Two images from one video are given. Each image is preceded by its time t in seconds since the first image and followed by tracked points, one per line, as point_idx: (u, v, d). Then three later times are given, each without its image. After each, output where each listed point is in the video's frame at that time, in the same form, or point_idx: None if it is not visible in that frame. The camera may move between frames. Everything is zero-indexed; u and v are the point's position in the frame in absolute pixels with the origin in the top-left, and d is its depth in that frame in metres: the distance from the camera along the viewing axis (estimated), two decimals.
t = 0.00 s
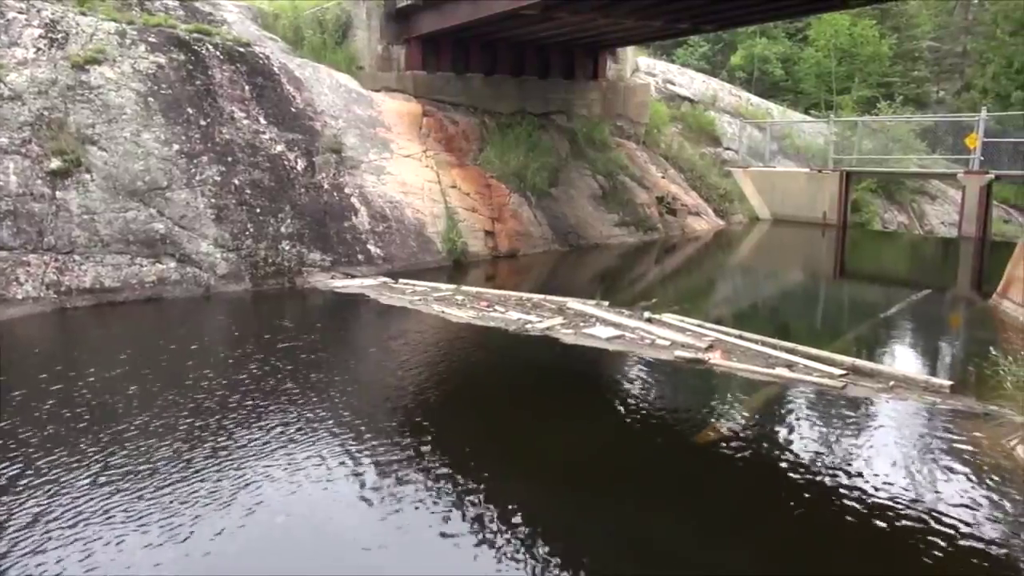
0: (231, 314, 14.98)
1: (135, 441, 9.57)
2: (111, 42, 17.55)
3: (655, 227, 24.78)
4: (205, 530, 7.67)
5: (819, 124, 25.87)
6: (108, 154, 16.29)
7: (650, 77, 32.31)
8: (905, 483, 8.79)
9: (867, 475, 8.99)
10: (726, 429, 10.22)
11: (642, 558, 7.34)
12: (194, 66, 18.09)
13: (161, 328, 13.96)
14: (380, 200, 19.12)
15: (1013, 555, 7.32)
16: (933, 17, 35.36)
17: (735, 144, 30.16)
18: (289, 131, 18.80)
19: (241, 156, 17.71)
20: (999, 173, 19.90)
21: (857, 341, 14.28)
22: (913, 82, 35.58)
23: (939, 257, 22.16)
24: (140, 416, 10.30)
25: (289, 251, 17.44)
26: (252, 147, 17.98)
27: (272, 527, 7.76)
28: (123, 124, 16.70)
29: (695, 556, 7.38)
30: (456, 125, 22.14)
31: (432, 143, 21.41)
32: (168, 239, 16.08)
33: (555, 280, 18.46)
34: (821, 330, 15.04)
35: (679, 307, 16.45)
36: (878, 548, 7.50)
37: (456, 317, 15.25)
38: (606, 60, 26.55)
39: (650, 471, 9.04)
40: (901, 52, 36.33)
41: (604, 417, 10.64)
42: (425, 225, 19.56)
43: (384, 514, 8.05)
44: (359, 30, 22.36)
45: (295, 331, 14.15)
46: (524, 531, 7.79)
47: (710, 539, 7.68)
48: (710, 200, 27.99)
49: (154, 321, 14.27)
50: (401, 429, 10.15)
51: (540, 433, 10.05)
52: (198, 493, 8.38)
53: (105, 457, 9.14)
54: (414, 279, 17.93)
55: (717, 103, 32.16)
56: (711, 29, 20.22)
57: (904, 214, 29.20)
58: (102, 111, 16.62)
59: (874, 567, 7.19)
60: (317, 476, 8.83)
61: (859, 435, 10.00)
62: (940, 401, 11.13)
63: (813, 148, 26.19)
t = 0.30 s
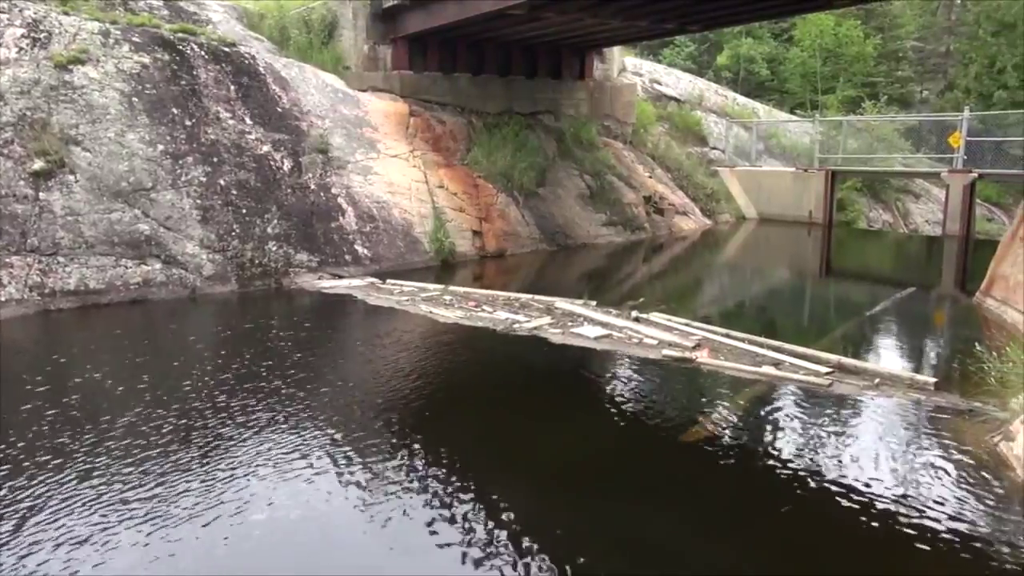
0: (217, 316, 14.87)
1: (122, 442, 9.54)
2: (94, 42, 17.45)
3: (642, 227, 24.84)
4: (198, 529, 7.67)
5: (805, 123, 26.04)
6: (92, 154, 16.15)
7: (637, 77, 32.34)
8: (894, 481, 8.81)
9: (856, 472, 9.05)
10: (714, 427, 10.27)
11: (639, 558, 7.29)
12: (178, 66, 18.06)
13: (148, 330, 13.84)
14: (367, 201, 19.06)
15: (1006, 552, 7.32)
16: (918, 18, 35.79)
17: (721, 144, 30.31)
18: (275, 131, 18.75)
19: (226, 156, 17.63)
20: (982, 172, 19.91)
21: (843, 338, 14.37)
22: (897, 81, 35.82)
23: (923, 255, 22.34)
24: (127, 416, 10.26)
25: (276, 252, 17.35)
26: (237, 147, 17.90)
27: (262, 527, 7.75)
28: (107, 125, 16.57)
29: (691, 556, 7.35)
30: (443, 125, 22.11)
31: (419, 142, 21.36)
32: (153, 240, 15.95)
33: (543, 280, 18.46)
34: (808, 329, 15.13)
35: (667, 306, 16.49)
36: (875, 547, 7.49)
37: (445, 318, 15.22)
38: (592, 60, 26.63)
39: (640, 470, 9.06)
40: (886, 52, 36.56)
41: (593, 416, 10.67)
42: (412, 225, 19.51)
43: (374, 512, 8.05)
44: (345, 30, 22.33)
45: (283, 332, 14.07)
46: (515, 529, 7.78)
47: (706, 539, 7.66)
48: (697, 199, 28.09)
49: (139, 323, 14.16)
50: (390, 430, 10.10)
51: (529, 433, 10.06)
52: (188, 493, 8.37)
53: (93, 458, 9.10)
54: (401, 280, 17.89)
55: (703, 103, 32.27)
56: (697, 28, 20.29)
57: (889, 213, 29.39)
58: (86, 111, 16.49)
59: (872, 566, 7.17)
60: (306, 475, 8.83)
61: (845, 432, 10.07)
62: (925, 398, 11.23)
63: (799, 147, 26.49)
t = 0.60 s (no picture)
0: (203, 318, 14.76)
1: (110, 443, 9.50)
2: (78, 42, 17.32)
3: (629, 226, 24.89)
4: (186, 529, 7.65)
5: (790, 123, 26.17)
6: (76, 155, 16.02)
7: (624, 77, 32.40)
8: (884, 479, 8.83)
9: (844, 469, 9.09)
10: (703, 425, 10.31)
11: (639, 561, 7.24)
12: (163, 66, 17.96)
13: (134, 332, 13.74)
14: (354, 201, 19.00)
15: (1004, 550, 7.33)
16: (900, 17, 35.93)
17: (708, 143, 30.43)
18: (261, 132, 18.67)
19: (212, 157, 17.53)
20: (965, 170, 19.94)
21: (829, 336, 14.45)
22: (881, 81, 36.05)
23: (907, 253, 22.50)
24: (114, 417, 10.24)
25: (263, 253, 17.26)
26: (223, 148, 17.81)
27: (250, 527, 7.73)
28: (90, 126, 16.43)
29: (685, 556, 7.35)
30: (430, 125, 22.06)
31: (406, 143, 21.31)
32: (138, 241, 15.83)
33: (532, 280, 18.46)
34: (795, 327, 15.21)
35: (655, 305, 16.53)
36: (874, 546, 7.49)
37: (433, 318, 15.19)
38: (578, 60, 26.68)
39: (630, 469, 9.07)
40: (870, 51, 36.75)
41: (583, 415, 10.68)
42: (400, 225, 19.47)
43: (363, 513, 8.04)
44: (331, 30, 22.28)
45: (271, 333, 14.01)
46: (506, 529, 7.76)
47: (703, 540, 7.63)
48: (683, 198, 28.19)
49: (125, 325, 14.06)
50: (381, 431, 10.06)
51: (520, 433, 10.04)
52: (176, 493, 8.35)
53: (79, 459, 9.06)
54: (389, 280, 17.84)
55: (689, 102, 32.39)
56: (683, 28, 20.33)
57: (874, 211, 29.58)
58: (69, 112, 16.35)
59: (867, 565, 7.17)
60: (295, 476, 8.81)
61: (833, 429, 10.13)
62: (910, 395, 11.31)
63: (784, 147, 26.73)
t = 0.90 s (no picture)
0: (191, 320, 14.67)
1: (98, 444, 9.46)
2: (63, 43, 17.22)
3: (619, 225, 24.93)
4: (173, 530, 7.63)
5: (777, 122, 26.30)
6: (62, 157, 15.90)
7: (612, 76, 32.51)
8: (875, 476, 8.84)
9: (832, 466, 9.12)
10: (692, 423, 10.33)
11: (637, 564, 7.17)
12: (149, 67, 17.87)
13: (121, 334, 13.65)
14: (343, 201, 18.95)
15: (997, 546, 7.34)
16: (886, 16, 36.15)
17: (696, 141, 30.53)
18: (248, 132, 18.60)
19: (199, 158, 17.45)
20: (951, 168, 20.08)
21: (817, 334, 14.51)
22: (868, 79, 36.27)
23: (894, 250, 22.64)
24: (102, 419, 10.20)
25: (251, 254, 17.18)
26: (210, 148, 17.73)
27: (238, 528, 7.71)
28: (76, 127, 16.32)
29: (677, 554, 7.34)
30: (419, 125, 22.00)
31: (395, 143, 21.26)
32: (125, 243, 15.72)
33: (521, 279, 18.44)
34: (783, 324, 15.26)
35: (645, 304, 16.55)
36: (868, 544, 7.47)
37: (422, 318, 15.16)
38: (566, 59, 26.72)
39: (621, 468, 9.07)
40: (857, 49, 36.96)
41: (574, 415, 10.67)
42: (389, 225, 19.43)
43: (352, 513, 8.01)
44: (318, 30, 22.24)
45: (261, 335, 13.95)
46: (497, 529, 7.74)
47: (700, 541, 7.59)
48: (672, 197, 28.26)
49: (112, 328, 13.98)
50: (371, 432, 10.01)
51: (511, 434, 10.00)
52: (164, 495, 8.32)
53: (67, 461, 9.03)
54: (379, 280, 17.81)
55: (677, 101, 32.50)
56: (670, 27, 20.39)
57: (861, 209, 29.75)
58: (54, 113, 16.24)
59: (857, 561, 7.19)
60: (284, 476, 8.79)
61: (821, 426, 10.17)
62: (897, 391, 11.38)
63: (773, 144, 26.76)
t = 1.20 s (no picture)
0: (179, 320, 14.61)
1: (88, 444, 9.44)
2: (49, 43, 17.11)
3: (608, 224, 24.97)
4: (160, 531, 7.59)
5: (766, 121, 26.41)
6: (48, 157, 15.81)
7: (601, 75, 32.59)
8: (863, 474, 8.87)
9: (821, 464, 9.15)
10: (682, 422, 10.36)
11: (630, 563, 7.17)
12: (136, 66, 17.78)
13: (109, 335, 13.59)
14: (332, 201, 18.91)
15: (984, 543, 7.38)
16: (873, 16, 36.38)
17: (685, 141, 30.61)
18: (237, 132, 18.53)
19: (187, 157, 17.38)
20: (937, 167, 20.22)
21: (806, 332, 14.57)
22: (855, 79, 36.48)
23: (881, 249, 22.75)
24: (91, 418, 10.16)
25: (240, 254, 17.13)
26: (198, 148, 17.66)
27: (227, 527, 7.69)
28: (62, 127, 16.23)
29: (668, 553, 7.35)
30: (408, 124, 21.96)
31: (384, 142, 21.21)
32: (112, 243, 15.63)
33: (511, 279, 18.45)
34: (772, 323, 15.33)
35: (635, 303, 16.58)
36: (857, 541, 7.50)
37: (412, 318, 15.15)
38: (555, 59, 26.74)
39: (612, 467, 9.07)
40: (844, 50, 37.17)
41: (567, 414, 10.66)
42: (379, 225, 19.40)
43: (342, 514, 7.98)
44: (307, 29, 22.16)
45: (250, 335, 13.91)
46: (489, 529, 7.72)
47: (694, 540, 7.59)
48: (661, 196, 28.32)
49: (100, 328, 13.90)
50: (362, 433, 9.98)
51: (505, 434, 9.97)
52: (154, 494, 8.30)
53: (57, 460, 9.01)
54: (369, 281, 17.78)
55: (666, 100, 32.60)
56: (659, 27, 20.42)
57: (849, 208, 29.91)
58: (40, 113, 16.15)
59: (845, 558, 7.21)
60: (273, 476, 8.77)
61: (810, 424, 10.20)
62: (886, 389, 11.43)
63: (761, 144, 27.01)
